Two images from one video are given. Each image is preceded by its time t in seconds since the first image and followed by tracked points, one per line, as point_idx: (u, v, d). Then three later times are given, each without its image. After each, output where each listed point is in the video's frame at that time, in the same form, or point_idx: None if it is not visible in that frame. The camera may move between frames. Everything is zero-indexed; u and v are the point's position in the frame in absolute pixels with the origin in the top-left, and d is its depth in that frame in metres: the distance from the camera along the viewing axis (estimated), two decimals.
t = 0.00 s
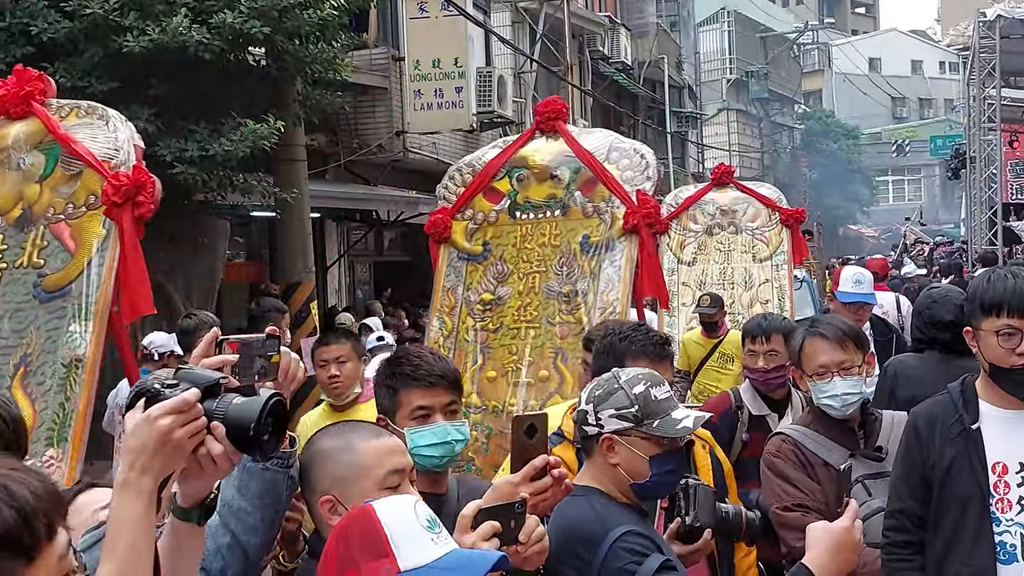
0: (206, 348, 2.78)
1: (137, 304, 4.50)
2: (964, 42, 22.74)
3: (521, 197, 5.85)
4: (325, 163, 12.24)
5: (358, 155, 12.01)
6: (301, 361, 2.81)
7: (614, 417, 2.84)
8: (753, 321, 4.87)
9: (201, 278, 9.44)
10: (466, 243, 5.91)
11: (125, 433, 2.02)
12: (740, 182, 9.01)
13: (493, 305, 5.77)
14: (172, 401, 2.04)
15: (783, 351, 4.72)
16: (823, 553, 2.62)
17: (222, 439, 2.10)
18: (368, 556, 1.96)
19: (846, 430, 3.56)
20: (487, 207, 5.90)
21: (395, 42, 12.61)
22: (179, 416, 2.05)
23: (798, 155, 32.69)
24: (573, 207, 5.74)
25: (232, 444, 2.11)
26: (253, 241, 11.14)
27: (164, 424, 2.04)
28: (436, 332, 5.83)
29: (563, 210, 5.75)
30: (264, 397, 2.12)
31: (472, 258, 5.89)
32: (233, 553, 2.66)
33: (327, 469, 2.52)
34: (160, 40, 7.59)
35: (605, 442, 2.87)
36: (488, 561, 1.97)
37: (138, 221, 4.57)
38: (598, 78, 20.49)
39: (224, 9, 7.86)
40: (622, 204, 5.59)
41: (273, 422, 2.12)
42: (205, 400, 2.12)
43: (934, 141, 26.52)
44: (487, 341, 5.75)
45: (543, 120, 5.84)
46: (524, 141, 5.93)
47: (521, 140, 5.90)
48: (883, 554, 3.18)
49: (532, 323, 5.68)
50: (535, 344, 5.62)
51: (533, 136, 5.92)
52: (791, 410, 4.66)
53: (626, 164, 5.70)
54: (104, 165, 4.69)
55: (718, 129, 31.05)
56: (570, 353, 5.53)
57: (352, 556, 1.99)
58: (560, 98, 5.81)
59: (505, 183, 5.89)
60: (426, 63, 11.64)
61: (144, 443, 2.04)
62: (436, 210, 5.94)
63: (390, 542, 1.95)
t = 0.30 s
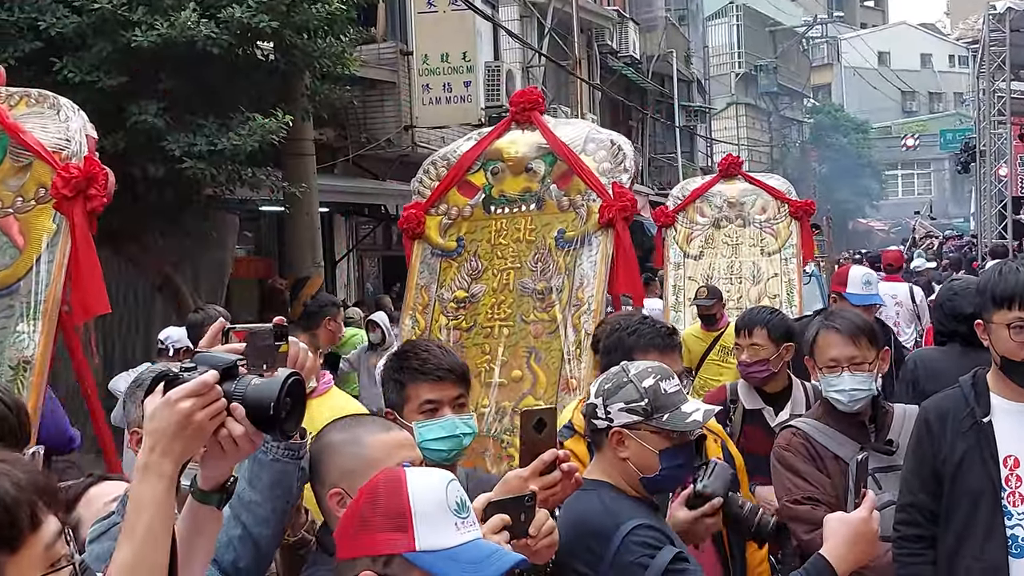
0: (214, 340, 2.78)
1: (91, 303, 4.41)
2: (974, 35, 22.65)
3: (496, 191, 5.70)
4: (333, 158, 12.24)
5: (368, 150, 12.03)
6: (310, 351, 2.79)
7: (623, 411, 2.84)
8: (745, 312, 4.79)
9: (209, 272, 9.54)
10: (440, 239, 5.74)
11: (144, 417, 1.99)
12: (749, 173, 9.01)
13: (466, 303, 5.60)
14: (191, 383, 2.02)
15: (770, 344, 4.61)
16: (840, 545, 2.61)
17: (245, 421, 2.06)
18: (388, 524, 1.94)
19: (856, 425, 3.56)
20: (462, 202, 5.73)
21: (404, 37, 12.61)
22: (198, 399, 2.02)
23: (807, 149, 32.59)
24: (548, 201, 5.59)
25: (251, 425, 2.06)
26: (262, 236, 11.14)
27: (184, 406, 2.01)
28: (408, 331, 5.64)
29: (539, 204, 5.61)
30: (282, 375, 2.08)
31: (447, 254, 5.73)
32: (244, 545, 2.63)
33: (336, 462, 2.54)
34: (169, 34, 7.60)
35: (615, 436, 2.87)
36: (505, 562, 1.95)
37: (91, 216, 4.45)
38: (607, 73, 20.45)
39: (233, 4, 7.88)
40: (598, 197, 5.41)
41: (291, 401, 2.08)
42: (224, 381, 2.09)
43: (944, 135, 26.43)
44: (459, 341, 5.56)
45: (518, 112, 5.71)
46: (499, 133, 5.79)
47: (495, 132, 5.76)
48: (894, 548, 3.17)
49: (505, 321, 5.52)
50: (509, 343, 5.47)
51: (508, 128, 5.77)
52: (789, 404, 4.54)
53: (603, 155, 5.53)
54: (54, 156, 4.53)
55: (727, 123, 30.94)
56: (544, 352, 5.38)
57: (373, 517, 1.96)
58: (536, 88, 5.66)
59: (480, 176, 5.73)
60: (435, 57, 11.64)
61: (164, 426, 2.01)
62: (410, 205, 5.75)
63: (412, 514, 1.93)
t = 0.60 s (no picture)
0: (211, 335, 2.78)
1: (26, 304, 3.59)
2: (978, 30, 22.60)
3: (465, 186, 5.08)
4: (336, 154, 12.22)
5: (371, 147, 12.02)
6: (310, 348, 2.74)
7: (626, 405, 2.85)
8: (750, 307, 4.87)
9: (213, 270, 9.57)
10: (408, 238, 5.15)
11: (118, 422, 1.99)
12: (751, 167, 9.02)
13: (433, 303, 4.98)
14: (164, 388, 2.01)
15: (775, 340, 4.67)
16: (848, 539, 2.61)
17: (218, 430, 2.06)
18: (411, 515, 1.93)
19: (860, 419, 3.56)
20: (430, 198, 5.14)
21: (406, 34, 12.60)
22: (172, 404, 2.02)
23: (810, 145, 32.60)
24: (517, 196, 4.94)
25: (228, 432, 2.05)
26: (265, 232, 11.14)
27: (158, 412, 2.01)
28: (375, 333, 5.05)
29: (507, 199, 4.96)
30: (260, 382, 2.08)
31: (415, 253, 5.13)
32: (246, 541, 2.72)
33: (340, 457, 2.52)
34: (172, 31, 7.64)
35: (618, 430, 2.87)
36: (529, 561, 1.95)
37: (23, 212, 3.67)
38: (610, 69, 20.42)
39: (235, 1, 7.94)
40: (566, 190, 4.77)
41: (268, 407, 2.07)
42: (201, 385, 2.08)
43: (948, 131, 26.38)
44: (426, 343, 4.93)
45: (486, 103, 5.00)
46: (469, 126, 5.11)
47: (464, 125, 5.08)
48: (898, 543, 3.17)
49: (472, 322, 4.88)
50: (474, 344, 4.81)
51: (478, 121, 5.08)
52: (795, 400, 4.54)
53: (573, 148, 4.86)
54: None
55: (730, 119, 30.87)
56: (510, 353, 4.72)
57: (396, 506, 1.94)
58: (505, 78, 5.01)
59: (449, 171, 5.12)
60: (438, 53, 11.66)
61: (138, 433, 2.01)
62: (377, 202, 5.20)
63: (435, 506, 1.92)
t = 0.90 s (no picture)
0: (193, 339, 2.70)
1: None
2: (969, 30, 22.66)
3: (422, 185, 5.16)
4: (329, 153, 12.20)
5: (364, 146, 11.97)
6: (295, 350, 2.70)
7: (614, 402, 2.83)
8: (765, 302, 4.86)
9: (203, 268, 9.48)
10: (364, 237, 5.24)
11: None
12: (749, 164, 8.99)
13: (389, 305, 5.09)
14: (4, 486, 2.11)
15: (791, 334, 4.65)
16: (834, 534, 2.59)
17: (72, 502, 2.17)
18: (411, 513, 1.89)
19: (848, 415, 3.55)
20: (387, 197, 5.22)
21: (399, 33, 12.60)
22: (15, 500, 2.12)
23: (802, 144, 32.73)
24: (475, 195, 5.01)
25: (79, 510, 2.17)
26: (256, 232, 11.12)
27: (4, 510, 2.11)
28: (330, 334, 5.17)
29: (466, 199, 5.03)
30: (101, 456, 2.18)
31: (371, 253, 5.22)
32: (229, 541, 2.75)
33: (326, 458, 2.52)
34: (162, 30, 7.64)
35: (605, 426, 2.86)
36: (527, 561, 1.91)
37: None
38: (603, 68, 20.46)
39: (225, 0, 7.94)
40: (526, 190, 4.82)
41: (115, 477, 2.18)
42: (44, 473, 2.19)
43: (939, 130, 26.44)
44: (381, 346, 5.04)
45: (445, 100, 5.11)
46: (427, 123, 5.22)
47: (422, 122, 5.19)
48: (884, 539, 3.16)
49: (428, 324, 4.97)
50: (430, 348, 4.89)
51: (436, 119, 5.19)
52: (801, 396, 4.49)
53: (534, 146, 4.91)
54: None
55: (722, 119, 30.92)
56: (467, 356, 4.77)
57: (394, 504, 1.91)
58: (465, 75, 5.08)
59: (406, 169, 5.20)
60: (430, 52, 11.73)
61: None
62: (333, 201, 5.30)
63: (434, 503, 1.89)
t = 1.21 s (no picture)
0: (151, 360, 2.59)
1: None
2: (929, 31, 22.91)
3: (349, 184, 5.04)
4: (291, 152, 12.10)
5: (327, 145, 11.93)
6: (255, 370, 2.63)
7: (573, 400, 2.82)
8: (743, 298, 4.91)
9: (163, 268, 9.27)
10: (289, 238, 5.10)
11: None
12: (713, 162, 9.04)
13: (314, 309, 4.96)
14: None
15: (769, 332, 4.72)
16: (792, 530, 2.59)
17: None
18: (373, 506, 1.88)
19: (807, 412, 3.57)
20: (313, 196, 5.08)
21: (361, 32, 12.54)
22: None
23: (764, 145, 33.00)
24: (405, 194, 4.92)
25: None
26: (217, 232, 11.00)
27: None
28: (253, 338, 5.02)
29: (394, 198, 4.94)
30: None
31: (296, 254, 5.08)
32: (194, 556, 2.61)
33: (286, 460, 2.45)
34: (121, 28, 7.52)
35: (565, 424, 2.84)
36: (490, 556, 1.92)
37: None
38: (566, 69, 20.51)
39: None
40: (457, 189, 4.77)
41: None
42: None
43: (900, 131, 26.72)
44: (305, 351, 4.92)
45: (373, 96, 4.96)
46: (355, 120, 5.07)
47: (350, 118, 5.04)
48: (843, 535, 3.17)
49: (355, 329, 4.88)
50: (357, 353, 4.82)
51: (364, 114, 5.05)
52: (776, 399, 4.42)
53: (465, 143, 4.85)
54: None
55: (686, 120, 31.09)
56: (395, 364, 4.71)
57: (357, 496, 1.89)
58: (394, 70, 4.96)
59: (333, 167, 5.06)
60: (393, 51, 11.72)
61: None
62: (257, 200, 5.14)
63: (397, 494, 1.88)
